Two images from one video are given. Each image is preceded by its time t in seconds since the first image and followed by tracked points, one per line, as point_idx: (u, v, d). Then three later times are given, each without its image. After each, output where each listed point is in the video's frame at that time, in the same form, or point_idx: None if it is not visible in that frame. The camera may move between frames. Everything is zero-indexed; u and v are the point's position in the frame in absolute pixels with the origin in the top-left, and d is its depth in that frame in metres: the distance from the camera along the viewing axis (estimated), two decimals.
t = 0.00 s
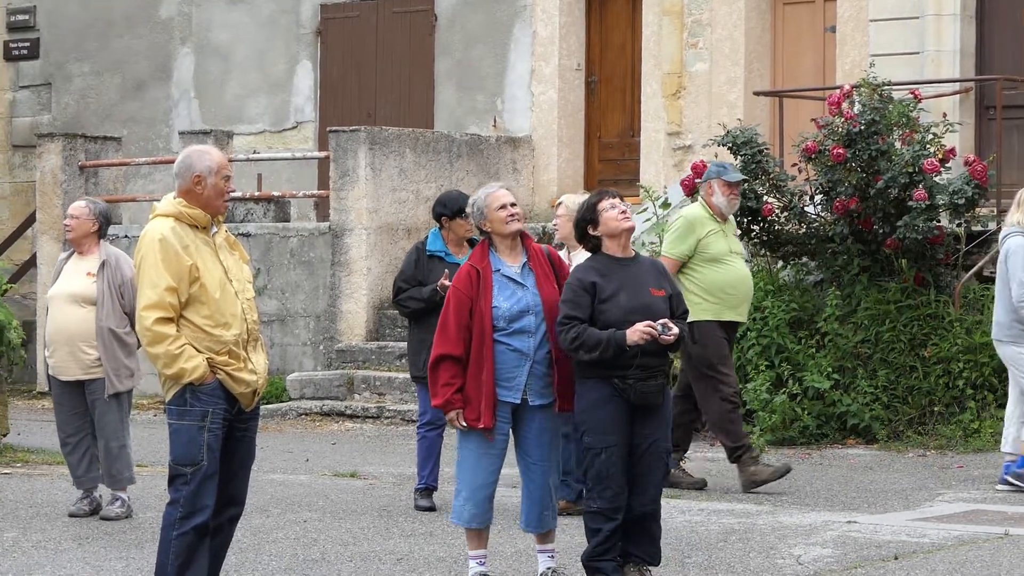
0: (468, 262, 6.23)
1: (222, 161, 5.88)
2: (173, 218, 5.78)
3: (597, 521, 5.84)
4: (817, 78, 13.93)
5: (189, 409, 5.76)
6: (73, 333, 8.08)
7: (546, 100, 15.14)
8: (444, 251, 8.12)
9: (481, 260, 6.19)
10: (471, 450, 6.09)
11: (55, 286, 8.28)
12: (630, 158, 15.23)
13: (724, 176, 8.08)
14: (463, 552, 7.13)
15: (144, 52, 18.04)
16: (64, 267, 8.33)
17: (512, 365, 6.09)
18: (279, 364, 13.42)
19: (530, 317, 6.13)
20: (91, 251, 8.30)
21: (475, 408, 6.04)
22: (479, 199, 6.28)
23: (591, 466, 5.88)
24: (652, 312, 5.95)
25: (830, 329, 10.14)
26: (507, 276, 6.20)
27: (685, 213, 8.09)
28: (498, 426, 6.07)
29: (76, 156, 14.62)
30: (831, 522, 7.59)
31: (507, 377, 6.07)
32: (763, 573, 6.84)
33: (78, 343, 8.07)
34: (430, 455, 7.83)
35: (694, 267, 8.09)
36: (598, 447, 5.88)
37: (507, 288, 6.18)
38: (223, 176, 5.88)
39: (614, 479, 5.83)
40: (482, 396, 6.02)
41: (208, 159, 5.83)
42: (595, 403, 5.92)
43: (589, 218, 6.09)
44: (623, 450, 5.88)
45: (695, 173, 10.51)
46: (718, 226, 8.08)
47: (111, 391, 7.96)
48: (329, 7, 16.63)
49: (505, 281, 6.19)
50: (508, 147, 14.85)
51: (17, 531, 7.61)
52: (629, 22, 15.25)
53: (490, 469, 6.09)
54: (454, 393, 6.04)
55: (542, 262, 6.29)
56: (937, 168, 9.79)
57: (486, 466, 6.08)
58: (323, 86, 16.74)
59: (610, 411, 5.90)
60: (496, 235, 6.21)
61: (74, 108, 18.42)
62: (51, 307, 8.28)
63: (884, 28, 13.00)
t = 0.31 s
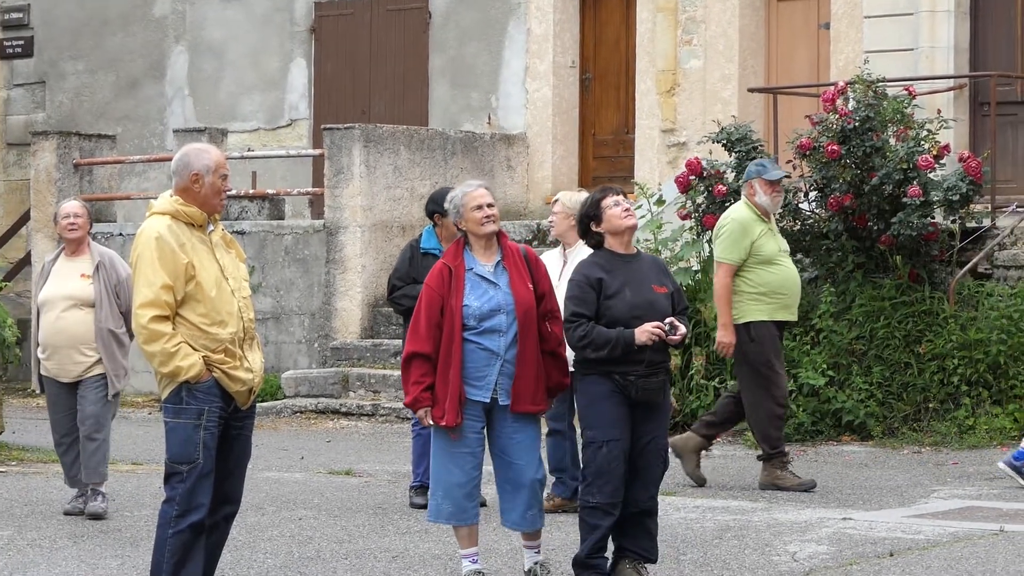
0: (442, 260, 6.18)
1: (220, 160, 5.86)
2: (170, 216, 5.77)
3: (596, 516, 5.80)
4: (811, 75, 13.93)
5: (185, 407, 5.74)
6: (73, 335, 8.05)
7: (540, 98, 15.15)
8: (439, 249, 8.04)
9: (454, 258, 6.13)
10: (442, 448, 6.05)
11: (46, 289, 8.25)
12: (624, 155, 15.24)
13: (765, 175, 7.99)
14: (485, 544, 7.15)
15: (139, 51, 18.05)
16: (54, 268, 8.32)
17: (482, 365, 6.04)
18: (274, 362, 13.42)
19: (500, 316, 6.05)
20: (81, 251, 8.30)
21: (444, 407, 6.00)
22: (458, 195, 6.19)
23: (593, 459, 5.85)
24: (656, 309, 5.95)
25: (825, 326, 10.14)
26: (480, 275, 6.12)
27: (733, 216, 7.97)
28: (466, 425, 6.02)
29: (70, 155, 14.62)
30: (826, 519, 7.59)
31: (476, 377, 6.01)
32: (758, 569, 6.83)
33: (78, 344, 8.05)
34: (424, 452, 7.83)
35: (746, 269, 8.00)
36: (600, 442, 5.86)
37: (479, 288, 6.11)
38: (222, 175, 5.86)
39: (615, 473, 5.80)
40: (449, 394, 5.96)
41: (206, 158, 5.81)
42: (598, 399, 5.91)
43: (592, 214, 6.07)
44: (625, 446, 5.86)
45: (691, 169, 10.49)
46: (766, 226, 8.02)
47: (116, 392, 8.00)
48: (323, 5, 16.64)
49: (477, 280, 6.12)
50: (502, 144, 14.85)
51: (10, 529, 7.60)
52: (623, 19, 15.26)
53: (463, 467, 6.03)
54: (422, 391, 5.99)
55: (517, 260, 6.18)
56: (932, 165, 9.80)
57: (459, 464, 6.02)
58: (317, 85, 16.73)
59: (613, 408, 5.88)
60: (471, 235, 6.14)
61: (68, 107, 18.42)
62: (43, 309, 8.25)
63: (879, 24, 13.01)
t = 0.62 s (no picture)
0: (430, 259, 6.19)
1: (218, 159, 5.85)
2: (168, 214, 5.76)
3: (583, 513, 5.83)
4: (806, 73, 13.94)
5: (181, 405, 5.75)
6: (74, 337, 8.02)
7: (535, 95, 15.14)
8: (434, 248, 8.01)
9: (442, 258, 6.13)
10: (432, 448, 6.06)
11: (41, 288, 8.18)
12: (620, 152, 15.24)
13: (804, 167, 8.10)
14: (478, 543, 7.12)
15: (133, 48, 18.04)
16: (48, 267, 8.26)
17: (468, 365, 6.04)
18: (269, 360, 13.42)
19: (487, 316, 6.05)
20: (76, 251, 8.26)
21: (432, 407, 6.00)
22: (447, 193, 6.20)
23: (583, 460, 5.86)
24: (649, 307, 5.95)
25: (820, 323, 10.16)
26: (467, 275, 6.13)
27: (776, 210, 8.01)
28: (454, 426, 6.02)
29: (65, 153, 14.61)
30: (822, 517, 7.59)
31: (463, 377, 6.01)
32: (754, 567, 6.83)
33: (77, 347, 8.02)
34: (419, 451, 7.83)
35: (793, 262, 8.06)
36: (592, 442, 5.86)
37: (466, 288, 6.11)
38: (219, 173, 5.86)
39: (605, 473, 5.81)
40: (437, 394, 5.97)
41: (204, 156, 5.80)
42: (590, 399, 5.91)
43: (583, 213, 6.08)
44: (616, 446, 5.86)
45: (686, 167, 10.51)
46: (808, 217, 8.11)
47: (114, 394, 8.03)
48: (319, 2, 16.65)
49: (464, 280, 6.13)
50: (497, 142, 14.84)
51: (7, 528, 7.60)
52: (619, 17, 15.25)
53: (453, 467, 6.03)
54: (409, 391, 6.00)
55: (504, 257, 6.17)
56: (927, 163, 9.79)
57: (450, 464, 6.02)
58: (313, 83, 16.73)
59: (605, 407, 5.88)
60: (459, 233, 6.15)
61: (62, 104, 18.41)
62: (37, 309, 8.19)
63: (873, 22, 13.02)
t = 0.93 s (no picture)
0: (427, 256, 6.19)
1: (214, 157, 5.86)
2: (163, 213, 5.77)
3: (574, 512, 5.84)
4: (799, 70, 13.96)
5: (175, 404, 5.74)
6: (71, 334, 7.95)
7: (528, 93, 15.14)
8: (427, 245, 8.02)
9: (440, 255, 6.14)
10: (428, 447, 6.04)
11: (34, 285, 8.05)
12: (613, 150, 15.25)
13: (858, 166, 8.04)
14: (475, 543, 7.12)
15: (127, 47, 18.04)
16: (38, 264, 8.15)
17: (466, 363, 6.04)
18: (263, 358, 13.41)
19: (485, 314, 6.06)
20: (67, 248, 8.20)
21: (431, 404, 5.98)
22: (444, 193, 6.21)
23: (573, 458, 5.86)
24: (637, 306, 5.94)
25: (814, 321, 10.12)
26: (465, 272, 6.13)
27: (831, 207, 7.95)
28: (454, 424, 6.01)
29: (58, 151, 14.61)
30: (816, 514, 7.59)
31: (462, 376, 6.00)
32: (746, 563, 6.83)
33: (73, 345, 7.95)
34: (413, 448, 7.83)
35: (848, 262, 7.97)
36: (582, 441, 5.86)
37: (464, 285, 6.12)
38: (215, 171, 5.86)
39: (596, 472, 5.82)
40: (437, 391, 5.96)
41: (200, 155, 5.80)
42: (580, 397, 5.90)
43: (571, 211, 6.09)
44: (606, 445, 5.86)
45: (679, 164, 10.47)
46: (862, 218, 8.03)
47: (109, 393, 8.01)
48: (312, 1, 16.65)
49: (462, 277, 6.13)
50: (490, 140, 14.83)
51: None
52: (611, 14, 15.25)
53: (451, 467, 6.00)
54: (408, 388, 5.98)
55: (503, 256, 6.19)
56: (920, 160, 9.78)
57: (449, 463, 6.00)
58: (306, 82, 16.73)
59: (596, 406, 5.88)
60: (459, 229, 6.15)
61: (56, 103, 18.40)
62: (28, 306, 8.05)
63: (866, 19, 13.03)
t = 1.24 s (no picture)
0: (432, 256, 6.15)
1: (211, 157, 5.87)
2: (160, 213, 5.76)
3: (572, 513, 5.84)
4: (797, 70, 13.96)
5: (173, 404, 5.73)
6: (60, 335, 7.87)
7: (526, 93, 15.15)
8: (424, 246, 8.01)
9: (445, 255, 6.10)
10: (437, 447, 5.96)
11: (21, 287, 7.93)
12: (610, 150, 15.25)
13: (909, 163, 7.94)
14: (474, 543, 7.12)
15: (124, 47, 18.04)
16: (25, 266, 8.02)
17: (474, 361, 5.99)
18: (261, 358, 13.41)
19: (493, 312, 6.02)
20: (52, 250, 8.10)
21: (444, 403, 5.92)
22: (446, 194, 6.21)
23: (570, 458, 5.86)
24: (633, 306, 5.94)
25: (812, 321, 10.10)
26: (470, 271, 6.10)
27: (875, 201, 7.97)
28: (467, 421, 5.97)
29: (56, 151, 14.63)
30: (814, 514, 7.59)
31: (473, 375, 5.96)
32: (744, 564, 6.83)
33: (63, 346, 7.87)
34: (411, 449, 7.83)
35: (888, 257, 7.96)
36: (579, 441, 5.85)
37: (471, 283, 6.08)
38: (212, 172, 5.86)
39: (593, 472, 5.82)
40: (449, 390, 5.92)
41: (197, 156, 5.81)
42: (577, 397, 5.89)
43: (566, 212, 6.09)
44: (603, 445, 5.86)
45: (676, 164, 10.48)
46: (906, 215, 7.96)
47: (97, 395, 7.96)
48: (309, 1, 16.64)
49: (468, 276, 6.09)
50: (488, 140, 14.80)
51: None
52: (609, 14, 15.26)
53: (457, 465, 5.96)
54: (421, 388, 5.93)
55: (507, 256, 6.17)
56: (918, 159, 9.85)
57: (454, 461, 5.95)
58: (304, 81, 16.73)
59: (594, 406, 5.87)
60: (462, 229, 6.14)
61: (54, 103, 18.41)
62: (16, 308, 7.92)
63: (864, 19, 13.03)
